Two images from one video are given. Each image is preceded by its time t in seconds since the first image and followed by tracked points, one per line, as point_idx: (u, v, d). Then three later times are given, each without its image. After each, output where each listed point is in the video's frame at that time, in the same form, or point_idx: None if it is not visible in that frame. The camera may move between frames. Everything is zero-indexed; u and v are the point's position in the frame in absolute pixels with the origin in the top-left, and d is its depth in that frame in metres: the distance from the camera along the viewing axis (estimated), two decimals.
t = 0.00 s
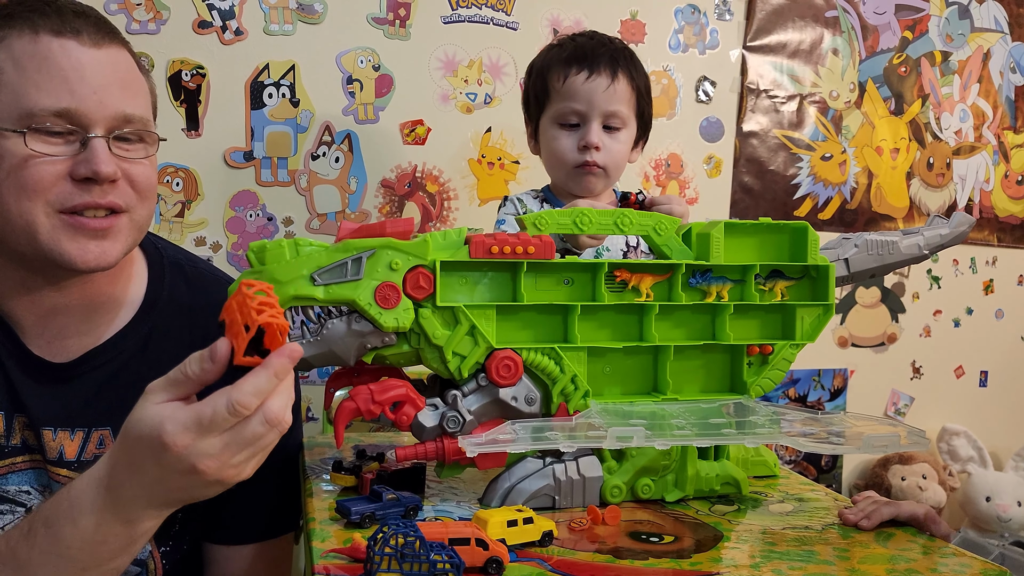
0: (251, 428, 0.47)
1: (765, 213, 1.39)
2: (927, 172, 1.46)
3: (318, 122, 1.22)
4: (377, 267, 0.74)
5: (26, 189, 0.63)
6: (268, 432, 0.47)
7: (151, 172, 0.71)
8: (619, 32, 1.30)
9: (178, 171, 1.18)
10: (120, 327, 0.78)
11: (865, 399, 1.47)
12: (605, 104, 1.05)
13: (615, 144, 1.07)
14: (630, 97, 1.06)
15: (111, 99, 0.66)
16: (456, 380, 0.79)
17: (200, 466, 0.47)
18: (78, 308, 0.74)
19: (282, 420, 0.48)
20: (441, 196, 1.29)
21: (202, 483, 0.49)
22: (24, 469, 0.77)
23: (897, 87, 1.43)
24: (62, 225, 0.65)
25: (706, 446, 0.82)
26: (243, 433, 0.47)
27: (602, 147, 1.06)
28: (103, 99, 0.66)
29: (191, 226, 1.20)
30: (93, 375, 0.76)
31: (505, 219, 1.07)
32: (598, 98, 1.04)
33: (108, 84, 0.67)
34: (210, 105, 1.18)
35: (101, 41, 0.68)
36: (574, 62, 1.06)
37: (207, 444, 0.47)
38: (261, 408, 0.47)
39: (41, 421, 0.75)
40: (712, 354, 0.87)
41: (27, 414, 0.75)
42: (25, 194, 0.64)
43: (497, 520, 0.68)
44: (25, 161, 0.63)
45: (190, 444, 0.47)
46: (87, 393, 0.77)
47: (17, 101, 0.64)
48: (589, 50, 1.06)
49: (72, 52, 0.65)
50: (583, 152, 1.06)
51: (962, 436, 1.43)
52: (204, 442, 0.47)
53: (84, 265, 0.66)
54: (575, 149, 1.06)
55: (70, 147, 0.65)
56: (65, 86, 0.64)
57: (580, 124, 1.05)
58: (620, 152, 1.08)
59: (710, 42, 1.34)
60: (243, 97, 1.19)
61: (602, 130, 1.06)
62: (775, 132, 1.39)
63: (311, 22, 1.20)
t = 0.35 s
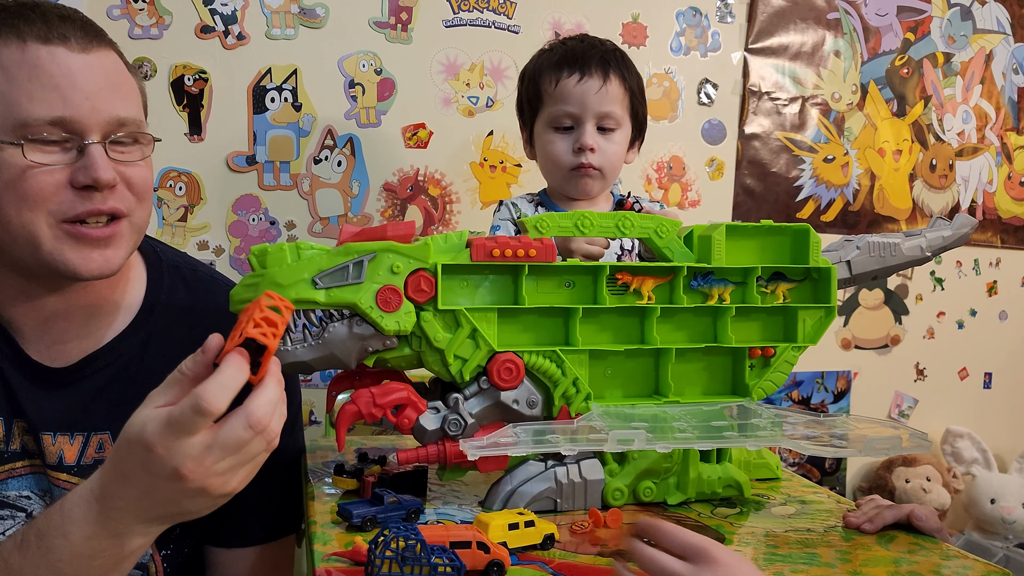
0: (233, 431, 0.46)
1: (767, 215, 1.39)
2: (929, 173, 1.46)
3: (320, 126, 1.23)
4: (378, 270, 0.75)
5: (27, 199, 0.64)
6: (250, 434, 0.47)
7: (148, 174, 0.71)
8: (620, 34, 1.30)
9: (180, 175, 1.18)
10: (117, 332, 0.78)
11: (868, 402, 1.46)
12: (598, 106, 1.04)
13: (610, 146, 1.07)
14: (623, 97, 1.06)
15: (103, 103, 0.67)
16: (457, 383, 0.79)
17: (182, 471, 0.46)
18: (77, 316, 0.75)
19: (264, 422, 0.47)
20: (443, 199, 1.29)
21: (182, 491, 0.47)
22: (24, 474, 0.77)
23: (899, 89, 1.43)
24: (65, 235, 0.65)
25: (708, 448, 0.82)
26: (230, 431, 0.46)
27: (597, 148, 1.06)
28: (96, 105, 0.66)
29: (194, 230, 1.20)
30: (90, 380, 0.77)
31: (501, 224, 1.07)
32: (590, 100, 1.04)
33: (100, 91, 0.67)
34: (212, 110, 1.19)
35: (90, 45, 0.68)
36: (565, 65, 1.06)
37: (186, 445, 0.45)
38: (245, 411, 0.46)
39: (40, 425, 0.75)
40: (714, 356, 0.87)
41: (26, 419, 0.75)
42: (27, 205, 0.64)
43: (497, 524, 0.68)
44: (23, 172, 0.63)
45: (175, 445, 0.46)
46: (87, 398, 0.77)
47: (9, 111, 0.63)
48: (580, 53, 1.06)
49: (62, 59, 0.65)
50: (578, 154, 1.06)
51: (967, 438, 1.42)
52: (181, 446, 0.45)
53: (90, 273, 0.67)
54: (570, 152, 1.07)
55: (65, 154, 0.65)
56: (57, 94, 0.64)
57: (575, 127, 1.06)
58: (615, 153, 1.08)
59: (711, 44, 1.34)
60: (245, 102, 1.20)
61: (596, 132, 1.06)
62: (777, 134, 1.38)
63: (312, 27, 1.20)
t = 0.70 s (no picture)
0: (232, 435, 0.46)
1: (773, 216, 1.39)
2: (936, 174, 1.46)
3: (327, 128, 1.23)
4: (385, 272, 0.75)
5: (49, 229, 0.64)
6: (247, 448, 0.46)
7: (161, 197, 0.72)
8: (625, 36, 1.31)
9: (188, 178, 1.19)
10: (120, 335, 0.78)
11: (876, 403, 1.46)
12: (599, 106, 1.05)
13: (613, 146, 1.07)
14: (624, 97, 1.06)
15: (127, 131, 0.66)
16: (464, 384, 0.79)
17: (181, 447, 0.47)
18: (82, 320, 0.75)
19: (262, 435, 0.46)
20: (450, 202, 1.29)
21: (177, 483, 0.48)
22: (31, 479, 0.77)
23: (905, 89, 1.43)
24: (84, 264, 0.66)
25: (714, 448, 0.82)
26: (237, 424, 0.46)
27: (599, 150, 1.06)
28: (121, 137, 0.65)
29: (201, 233, 1.21)
30: (98, 384, 0.77)
31: (507, 228, 1.07)
32: (590, 100, 1.04)
33: (122, 121, 0.65)
34: (219, 113, 1.19)
35: (114, 76, 0.66)
36: (564, 67, 1.06)
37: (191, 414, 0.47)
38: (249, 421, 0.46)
39: (46, 431, 0.75)
40: (721, 357, 0.87)
41: (32, 424, 0.75)
42: (49, 236, 0.64)
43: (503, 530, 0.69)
44: (50, 207, 0.63)
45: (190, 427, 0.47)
46: (93, 403, 0.76)
47: (36, 146, 0.62)
48: (579, 55, 1.07)
49: (87, 92, 0.64)
50: (580, 155, 1.06)
51: (975, 439, 1.40)
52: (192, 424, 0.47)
53: (106, 298, 0.69)
54: (572, 154, 1.07)
55: (90, 187, 0.65)
56: (84, 129, 0.63)
57: (576, 128, 1.06)
58: (619, 153, 1.08)
59: (717, 45, 1.34)
60: (252, 105, 1.20)
61: (598, 133, 1.06)
62: (783, 135, 1.38)
63: (319, 30, 1.21)
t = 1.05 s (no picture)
0: (266, 495, 0.52)
1: (777, 216, 1.38)
2: (941, 173, 1.45)
3: (330, 128, 1.23)
4: (388, 271, 0.75)
5: (46, 246, 0.64)
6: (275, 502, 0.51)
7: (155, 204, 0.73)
8: (629, 36, 1.31)
9: (191, 179, 1.19)
10: (116, 338, 0.78)
11: (881, 403, 1.45)
12: (599, 102, 1.04)
13: (616, 141, 1.06)
14: (625, 93, 1.06)
15: (120, 142, 0.66)
16: (468, 383, 0.79)
17: (226, 498, 0.53)
18: (81, 326, 0.75)
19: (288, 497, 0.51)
20: (453, 201, 1.29)
21: (212, 534, 0.53)
22: (27, 489, 0.77)
23: (910, 88, 1.42)
24: (82, 277, 0.67)
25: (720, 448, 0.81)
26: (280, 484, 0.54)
27: (601, 144, 1.05)
28: (115, 150, 0.65)
29: (205, 233, 1.21)
30: (98, 392, 0.77)
31: (513, 225, 1.07)
32: (591, 96, 1.04)
33: (112, 132, 0.65)
34: (222, 113, 1.19)
35: (102, 85, 0.66)
36: (564, 66, 1.06)
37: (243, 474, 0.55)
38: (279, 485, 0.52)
39: (44, 440, 0.74)
40: (726, 356, 0.87)
41: (30, 434, 0.75)
42: (45, 253, 0.65)
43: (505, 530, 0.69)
44: (46, 225, 0.64)
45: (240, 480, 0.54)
46: (91, 409, 0.76)
47: (26, 163, 0.62)
48: (579, 52, 1.07)
49: (76, 104, 0.63)
50: (582, 151, 1.05)
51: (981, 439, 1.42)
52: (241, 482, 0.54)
53: (107, 307, 0.69)
54: (573, 150, 1.06)
55: (84, 202, 0.66)
56: (76, 144, 0.63)
57: (578, 125, 1.05)
58: (622, 149, 1.07)
59: (720, 45, 1.34)
60: (256, 105, 1.20)
61: (600, 128, 1.05)
62: (787, 135, 1.38)
63: (322, 30, 1.21)
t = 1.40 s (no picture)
0: (275, 508, 0.51)
1: (780, 215, 1.38)
2: (944, 172, 1.45)
3: (332, 128, 1.23)
4: (389, 270, 0.75)
5: (17, 267, 0.62)
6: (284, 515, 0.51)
7: (128, 210, 0.70)
8: (631, 35, 1.30)
9: (193, 178, 1.19)
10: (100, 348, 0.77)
11: (883, 403, 1.45)
12: (604, 99, 1.04)
13: (619, 140, 1.06)
14: (630, 92, 1.06)
15: (85, 151, 0.63)
16: (469, 382, 0.79)
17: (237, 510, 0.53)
18: (61, 342, 0.75)
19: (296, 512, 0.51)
20: (455, 201, 1.29)
21: (220, 546, 0.53)
22: (14, 507, 0.76)
23: (912, 87, 1.42)
24: (58, 293, 0.66)
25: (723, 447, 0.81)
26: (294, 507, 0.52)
27: (606, 143, 1.05)
28: (80, 161, 0.62)
29: (207, 233, 1.21)
30: (87, 406, 0.76)
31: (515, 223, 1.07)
32: (596, 94, 1.04)
33: (75, 144, 0.62)
34: (224, 113, 1.19)
35: (60, 94, 0.62)
36: (569, 64, 1.06)
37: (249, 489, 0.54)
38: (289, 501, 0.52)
39: (29, 457, 0.73)
40: (728, 355, 0.86)
41: (13, 451, 0.73)
42: (17, 273, 0.63)
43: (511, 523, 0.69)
44: (13, 246, 0.61)
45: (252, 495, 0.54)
46: (79, 423, 0.75)
47: None
48: (584, 51, 1.07)
49: (33, 116, 0.59)
50: (587, 149, 1.05)
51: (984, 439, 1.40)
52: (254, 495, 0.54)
53: (87, 321, 0.68)
54: (577, 148, 1.06)
55: (52, 219, 0.63)
56: (38, 159, 0.60)
57: (583, 123, 1.05)
58: (626, 148, 1.07)
59: (722, 44, 1.34)
60: (257, 104, 1.20)
61: (605, 126, 1.05)
62: (789, 134, 1.38)
63: (323, 30, 1.21)
